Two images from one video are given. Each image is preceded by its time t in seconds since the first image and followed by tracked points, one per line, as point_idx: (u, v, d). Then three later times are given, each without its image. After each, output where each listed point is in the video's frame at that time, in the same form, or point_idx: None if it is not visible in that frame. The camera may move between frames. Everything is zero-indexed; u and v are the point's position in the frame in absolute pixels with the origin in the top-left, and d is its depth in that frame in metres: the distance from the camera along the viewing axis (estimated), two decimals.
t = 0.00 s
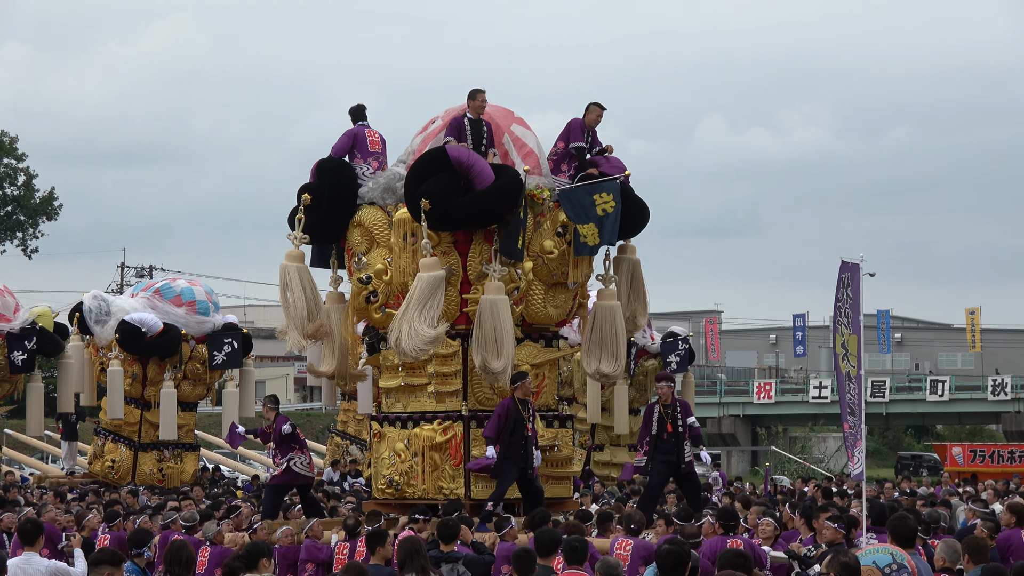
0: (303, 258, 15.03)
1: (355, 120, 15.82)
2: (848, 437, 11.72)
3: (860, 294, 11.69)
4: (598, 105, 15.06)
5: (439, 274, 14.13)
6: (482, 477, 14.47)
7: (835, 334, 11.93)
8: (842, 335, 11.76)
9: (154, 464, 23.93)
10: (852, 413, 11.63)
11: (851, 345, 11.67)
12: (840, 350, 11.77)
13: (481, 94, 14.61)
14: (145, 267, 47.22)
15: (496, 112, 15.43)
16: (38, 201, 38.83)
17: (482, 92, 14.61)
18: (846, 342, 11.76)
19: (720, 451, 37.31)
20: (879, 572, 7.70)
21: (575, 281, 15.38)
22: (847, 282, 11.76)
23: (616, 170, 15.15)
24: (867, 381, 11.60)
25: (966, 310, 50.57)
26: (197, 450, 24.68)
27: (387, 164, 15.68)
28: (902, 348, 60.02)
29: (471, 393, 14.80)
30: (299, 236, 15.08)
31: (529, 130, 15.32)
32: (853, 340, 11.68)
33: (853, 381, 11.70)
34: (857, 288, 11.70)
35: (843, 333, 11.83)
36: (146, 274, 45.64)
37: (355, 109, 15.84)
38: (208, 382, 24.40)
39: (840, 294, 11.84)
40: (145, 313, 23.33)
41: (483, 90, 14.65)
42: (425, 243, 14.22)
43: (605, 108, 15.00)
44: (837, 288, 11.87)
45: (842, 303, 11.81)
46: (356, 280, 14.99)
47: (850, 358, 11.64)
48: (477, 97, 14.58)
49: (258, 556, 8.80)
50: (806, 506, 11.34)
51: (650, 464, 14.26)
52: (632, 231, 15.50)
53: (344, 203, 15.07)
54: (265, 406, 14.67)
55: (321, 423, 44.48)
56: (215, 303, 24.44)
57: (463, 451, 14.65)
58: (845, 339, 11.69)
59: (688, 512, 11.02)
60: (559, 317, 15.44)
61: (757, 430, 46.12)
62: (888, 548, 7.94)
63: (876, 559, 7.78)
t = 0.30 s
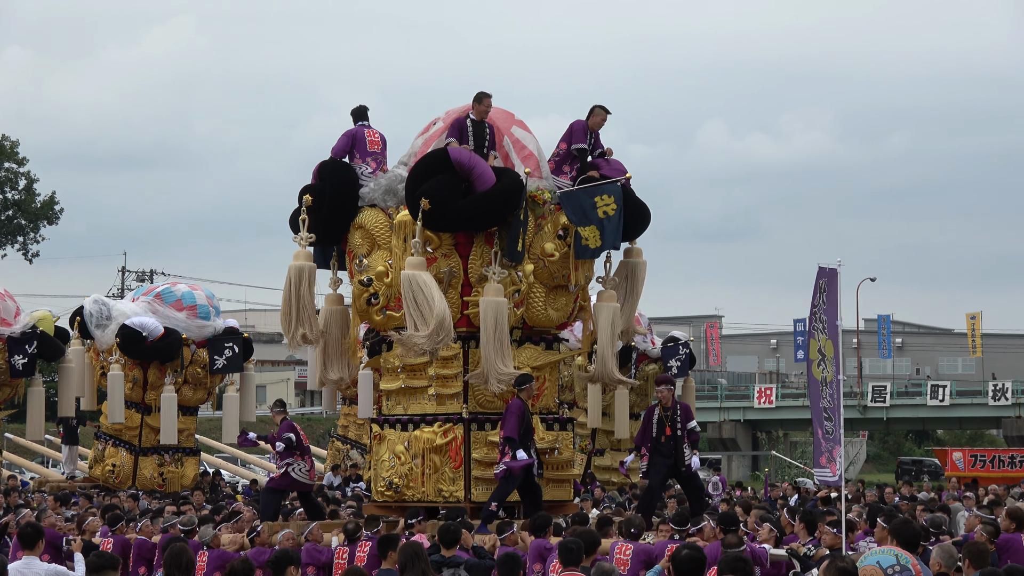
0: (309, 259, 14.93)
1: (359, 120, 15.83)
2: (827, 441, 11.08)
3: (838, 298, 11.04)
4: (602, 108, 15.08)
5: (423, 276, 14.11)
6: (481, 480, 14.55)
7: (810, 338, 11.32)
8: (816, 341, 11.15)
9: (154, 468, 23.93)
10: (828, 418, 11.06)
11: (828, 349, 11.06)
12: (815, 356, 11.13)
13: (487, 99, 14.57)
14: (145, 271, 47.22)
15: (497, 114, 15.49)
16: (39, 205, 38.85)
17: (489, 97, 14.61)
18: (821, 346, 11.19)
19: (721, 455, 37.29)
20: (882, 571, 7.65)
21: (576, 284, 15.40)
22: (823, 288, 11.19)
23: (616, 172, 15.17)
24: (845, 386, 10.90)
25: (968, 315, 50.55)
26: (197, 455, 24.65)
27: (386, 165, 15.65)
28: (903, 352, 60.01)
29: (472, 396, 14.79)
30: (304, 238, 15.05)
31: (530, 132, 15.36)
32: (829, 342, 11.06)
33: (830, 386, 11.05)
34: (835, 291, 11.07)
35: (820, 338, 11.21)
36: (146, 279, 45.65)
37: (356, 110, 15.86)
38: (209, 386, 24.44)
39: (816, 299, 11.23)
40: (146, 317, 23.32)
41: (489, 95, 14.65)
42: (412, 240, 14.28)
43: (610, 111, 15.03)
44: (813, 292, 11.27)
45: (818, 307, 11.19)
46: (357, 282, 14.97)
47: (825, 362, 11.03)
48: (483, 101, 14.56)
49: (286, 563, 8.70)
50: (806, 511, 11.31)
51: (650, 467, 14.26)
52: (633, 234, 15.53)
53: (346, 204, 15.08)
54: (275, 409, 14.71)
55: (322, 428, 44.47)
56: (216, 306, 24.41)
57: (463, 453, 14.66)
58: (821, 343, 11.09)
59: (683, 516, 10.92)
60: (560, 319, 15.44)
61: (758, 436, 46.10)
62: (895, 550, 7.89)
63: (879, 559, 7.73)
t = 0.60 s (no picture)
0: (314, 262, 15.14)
1: (359, 123, 15.86)
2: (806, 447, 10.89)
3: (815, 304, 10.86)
4: (603, 111, 15.11)
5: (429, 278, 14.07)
6: (481, 483, 14.54)
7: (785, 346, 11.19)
8: (791, 348, 11.04)
9: (155, 473, 23.91)
10: (808, 424, 10.81)
11: (804, 357, 10.92)
12: (791, 364, 11.03)
13: (490, 103, 14.69)
14: (145, 277, 47.24)
15: (497, 117, 15.49)
16: (39, 211, 38.88)
17: (492, 101, 14.66)
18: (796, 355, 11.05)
19: (721, 460, 37.27)
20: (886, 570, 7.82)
21: (575, 287, 15.46)
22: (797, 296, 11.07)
23: (616, 176, 15.22)
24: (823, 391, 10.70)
25: (968, 320, 50.54)
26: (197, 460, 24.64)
27: (386, 168, 15.65)
28: (903, 357, 60.01)
29: (472, 400, 14.75)
30: (306, 241, 15.20)
31: (530, 134, 15.38)
32: (806, 349, 10.88)
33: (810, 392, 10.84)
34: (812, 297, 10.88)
35: (796, 344, 11.06)
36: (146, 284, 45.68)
37: (356, 113, 15.88)
38: (210, 391, 24.43)
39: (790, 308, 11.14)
40: (146, 322, 23.34)
41: (492, 100, 14.71)
42: (417, 244, 14.25)
43: (610, 114, 15.05)
44: (787, 302, 11.11)
45: (792, 317, 11.08)
46: (357, 284, 15.02)
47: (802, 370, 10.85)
48: (485, 105, 14.69)
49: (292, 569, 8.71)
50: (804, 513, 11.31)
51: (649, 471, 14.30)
52: (633, 237, 15.54)
53: (347, 204, 15.12)
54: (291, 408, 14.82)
55: (322, 433, 44.45)
56: (216, 311, 24.46)
57: (463, 456, 14.63)
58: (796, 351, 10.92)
59: (676, 519, 10.80)
60: (559, 322, 15.43)
61: (758, 440, 46.10)
62: (904, 552, 8.03)
63: (885, 559, 7.90)
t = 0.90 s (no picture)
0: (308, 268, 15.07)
1: (360, 128, 15.87)
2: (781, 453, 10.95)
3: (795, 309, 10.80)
4: (602, 117, 15.14)
5: (436, 285, 14.05)
6: (481, 487, 14.55)
7: (764, 350, 11.15)
8: (770, 353, 11.00)
9: (154, 478, 23.91)
10: (784, 431, 10.94)
11: (782, 362, 10.88)
12: (768, 369, 11.04)
13: (492, 110, 14.71)
14: (145, 282, 47.23)
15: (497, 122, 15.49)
16: (38, 216, 38.89)
17: (493, 108, 14.69)
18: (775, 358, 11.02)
19: (721, 464, 37.26)
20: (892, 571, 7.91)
21: (575, 291, 15.42)
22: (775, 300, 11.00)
23: (616, 181, 15.22)
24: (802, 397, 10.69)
25: (967, 324, 50.53)
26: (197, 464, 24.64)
27: (387, 175, 15.62)
28: (903, 361, 60.01)
29: (471, 403, 14.77)
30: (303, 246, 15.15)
31: (530, 140, 15.38)
32: (784, 355, 10.85)
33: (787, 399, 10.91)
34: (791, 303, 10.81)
35: (774, 349, 11.04)
36: (146, 289, 45.69)
37: (358, 117, 15.89)
38: (209, 396, 24.43)
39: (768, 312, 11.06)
40: (146, 327, 23.33)
41: (493, 105, 14.73)
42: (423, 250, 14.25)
43: (610, 119, 15.09)
44: (765, 307, 11.03)
45: (772, 319, 10.99)
46: (356, 289, 14.96)
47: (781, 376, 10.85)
48: (488, 113, 14.71)
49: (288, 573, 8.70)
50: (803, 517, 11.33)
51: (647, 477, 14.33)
52: (634, 241, 15.53)
53: (347, 209, 15.13)
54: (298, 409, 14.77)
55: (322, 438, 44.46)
56: (216, 316, 24.48)
57: (463, 460, 14.63)
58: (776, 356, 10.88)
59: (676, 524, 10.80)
60: (559, 327, 15.44)
61: (758, 444, 46.12)
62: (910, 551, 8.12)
63: (892, 559, 7.98)
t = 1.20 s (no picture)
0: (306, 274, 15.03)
1: (361, 133, 15.87)
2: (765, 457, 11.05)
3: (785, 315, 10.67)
4: (602, 122, 15.14)
5: (426, 292, 14.08)
6: (480, 492, 14.58)
7: (753, 355, 11.02)
8: (761, 358, 10.87)
9: (154, 481, 23.94)
10: (768, 436, 10.95)
11: (774, 367, 10.78)
12: (759, 374, 10.93)
13: (492, 115, 14.69)
14: (145, 285, 47.21)
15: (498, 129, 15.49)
16: (38, 219, 38.90)
17: (493, 113, 14.65)
18: (767, 363, 10.87)
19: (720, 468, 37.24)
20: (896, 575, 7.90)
21: (573, 296, 15.43)
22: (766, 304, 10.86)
23: (615, 186, 15.22)
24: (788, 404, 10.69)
25: (967, 328, 50.54)
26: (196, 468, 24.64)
27: (386, 181, 15.58)
28: (902, 365, 60.01)
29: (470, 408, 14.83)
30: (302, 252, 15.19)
31: (530, 146, 15.36)
32: (776, 360, 10.74)
33: (774, 404, 10.88)
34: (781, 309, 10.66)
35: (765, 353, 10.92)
36: (145, 293, 45.69)
37: (361, 122, 15.90)
38: (208, 400, 24.42)
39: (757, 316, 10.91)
40: (145, 331, 23.32)
41: (493, 111, 14.70)
42: (415, 258, 14.27)
43: (609, 124, 15.08)
44: (755, 312, 10.87)
45: (763, 326, 10.81)
46: (356, 294, 15.02)
47: (771, 381, 10.81)
48: (488, 118, 14.69)
49: None
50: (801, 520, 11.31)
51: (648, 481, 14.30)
52: (633, 246, 15.52)
53: (347, 216, 15.15)
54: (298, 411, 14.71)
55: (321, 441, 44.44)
56: (216, 320, 24.46)
57: (462, 466, 14.68)
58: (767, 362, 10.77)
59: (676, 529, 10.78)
60: (558, 332, 15.48)
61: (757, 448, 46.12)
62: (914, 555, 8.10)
63: (897, 563, 7.96)
